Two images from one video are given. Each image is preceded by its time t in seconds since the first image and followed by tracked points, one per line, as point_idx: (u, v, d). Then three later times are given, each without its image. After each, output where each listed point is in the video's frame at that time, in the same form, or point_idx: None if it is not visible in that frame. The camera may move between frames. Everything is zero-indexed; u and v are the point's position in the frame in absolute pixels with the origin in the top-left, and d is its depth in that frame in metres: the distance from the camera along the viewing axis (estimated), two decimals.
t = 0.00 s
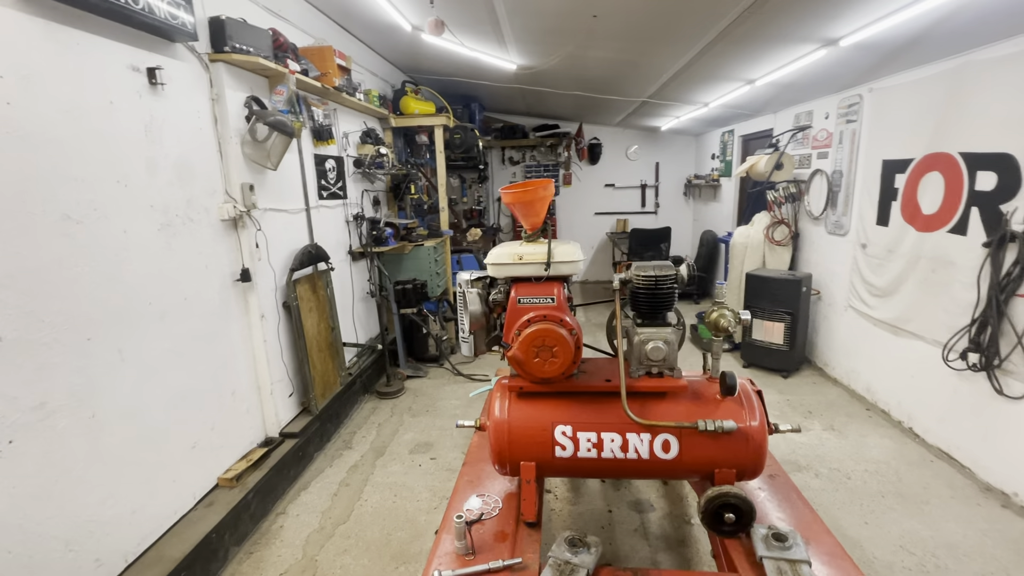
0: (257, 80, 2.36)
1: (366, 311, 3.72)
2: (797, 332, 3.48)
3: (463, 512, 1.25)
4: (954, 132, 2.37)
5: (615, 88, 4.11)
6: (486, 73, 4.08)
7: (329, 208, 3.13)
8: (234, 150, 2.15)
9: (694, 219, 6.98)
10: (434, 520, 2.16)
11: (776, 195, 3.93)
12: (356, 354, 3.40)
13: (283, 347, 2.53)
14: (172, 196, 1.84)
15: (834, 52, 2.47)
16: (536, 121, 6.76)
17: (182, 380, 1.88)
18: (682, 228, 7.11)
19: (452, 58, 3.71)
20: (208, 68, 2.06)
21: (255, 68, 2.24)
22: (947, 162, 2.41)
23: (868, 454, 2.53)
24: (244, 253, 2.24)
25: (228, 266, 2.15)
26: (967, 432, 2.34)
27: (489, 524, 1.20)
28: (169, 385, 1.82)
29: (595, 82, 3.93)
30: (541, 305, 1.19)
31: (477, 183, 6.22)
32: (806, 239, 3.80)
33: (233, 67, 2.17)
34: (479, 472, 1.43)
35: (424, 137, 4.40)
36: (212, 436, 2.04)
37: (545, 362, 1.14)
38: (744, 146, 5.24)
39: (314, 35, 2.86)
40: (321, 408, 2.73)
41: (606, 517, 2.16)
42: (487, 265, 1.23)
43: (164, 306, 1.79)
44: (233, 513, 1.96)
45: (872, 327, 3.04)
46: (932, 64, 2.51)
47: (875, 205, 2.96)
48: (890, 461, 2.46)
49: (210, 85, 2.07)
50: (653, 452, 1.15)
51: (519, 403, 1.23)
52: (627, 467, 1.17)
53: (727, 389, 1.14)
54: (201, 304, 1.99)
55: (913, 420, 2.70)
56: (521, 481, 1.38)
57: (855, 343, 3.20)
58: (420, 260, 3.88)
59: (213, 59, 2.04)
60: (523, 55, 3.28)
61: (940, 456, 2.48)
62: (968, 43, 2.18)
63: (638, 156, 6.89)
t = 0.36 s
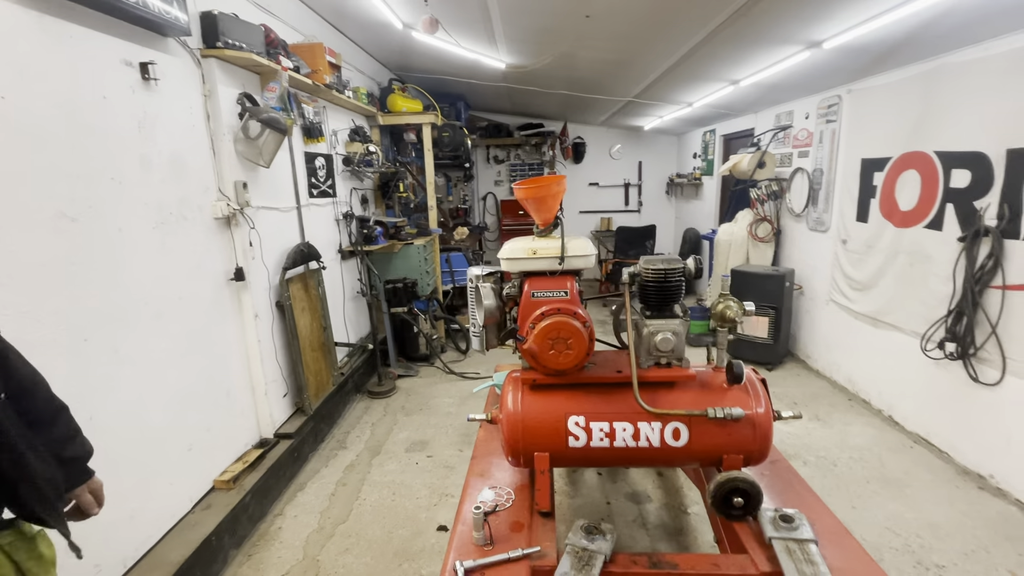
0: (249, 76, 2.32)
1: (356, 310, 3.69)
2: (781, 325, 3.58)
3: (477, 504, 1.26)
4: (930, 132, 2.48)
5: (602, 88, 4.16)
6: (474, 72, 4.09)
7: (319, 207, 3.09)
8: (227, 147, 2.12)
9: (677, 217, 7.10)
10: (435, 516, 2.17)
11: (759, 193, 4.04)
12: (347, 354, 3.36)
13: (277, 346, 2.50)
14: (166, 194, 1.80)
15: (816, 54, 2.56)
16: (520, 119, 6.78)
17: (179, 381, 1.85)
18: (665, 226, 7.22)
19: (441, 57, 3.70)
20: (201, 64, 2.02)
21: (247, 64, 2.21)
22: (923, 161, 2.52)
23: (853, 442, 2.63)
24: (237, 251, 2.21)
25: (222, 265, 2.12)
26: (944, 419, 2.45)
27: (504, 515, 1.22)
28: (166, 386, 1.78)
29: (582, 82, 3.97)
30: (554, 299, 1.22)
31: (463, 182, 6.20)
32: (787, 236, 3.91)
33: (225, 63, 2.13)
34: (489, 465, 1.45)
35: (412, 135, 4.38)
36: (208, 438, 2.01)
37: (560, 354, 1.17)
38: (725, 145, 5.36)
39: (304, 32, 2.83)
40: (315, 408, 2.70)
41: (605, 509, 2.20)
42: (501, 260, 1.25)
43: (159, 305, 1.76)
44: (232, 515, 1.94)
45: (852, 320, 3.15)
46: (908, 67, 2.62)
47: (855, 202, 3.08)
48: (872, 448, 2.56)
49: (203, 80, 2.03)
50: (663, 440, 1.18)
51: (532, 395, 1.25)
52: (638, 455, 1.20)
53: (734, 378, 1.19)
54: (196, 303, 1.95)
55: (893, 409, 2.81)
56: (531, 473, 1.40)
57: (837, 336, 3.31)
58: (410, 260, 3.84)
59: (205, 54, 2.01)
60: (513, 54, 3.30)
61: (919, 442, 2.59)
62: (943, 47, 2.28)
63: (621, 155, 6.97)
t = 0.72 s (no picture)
0: (229, 70, 2.26)
1: (339, 310, 3.63)
2: (760, 320, 3.68)
3: (477, 500, 1.26)
4: (901, 133, 2.58)
5: (583, 87, 4.19)
6: (456, 69, 4.06)
7: (300, 205, 3.03)
8: (207, 143, 2.05)
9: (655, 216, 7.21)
10: (426, 516, 2.16)
11: (737, 191, 4.10)
12: (330, 354, 3.31)
13: (260, 347, 2.44)
14: (145, 192, 1.74)
15: (794, 56, 2.64)
16: (500, 118, 6.77)
17: (160, 384, 1.79)
18: (644, 224, 7.33)
19: (424, 54, 3.67)
20: (180, 56, 1.96)
21: (228, 58, 2.15)
22: (895, 161, 2.62)
23: (831, 432, 2.72)
24: (219, 250, 2.14)
25: (203, 264, 2.05)
26: (916, 408, 2.55)
27: (505, 511, 1.22)
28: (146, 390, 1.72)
29: (565, 81, 3.99)
30: (554, 294, 1.24)
31: (444, 181, 6.16)
32: (764, 233, 4.02)
33: (205, 57, 2.07)
34: (486, 461, 1.45)
35: (394, 133, 4.33)
36: (190, 443, 1.94)
37: (561, 349, 1.17)
38: (703, 145, 5.47)
39: (284, 26, 2.77)
40: (300, 410, 2.65)
41: (595, 504, 2.22)
42: (500, 256, 1.25)
43: (139, 306, 1.70)
44: (217, 521, 1.88)
45: (828, 314, 3.26)
46: (880, 69, 2.72)
47: (830, 200, 3.18)
48: (849, 437, 2.65)
49: (182, 74, 1.97)
50: (662, 432, 1.20)
51: (531, 390, 1.26)
52: (638, 447, 1.22)
53: (730, 369, 1.21)
54: (178, 303, 1.89)
55: (867, 399, 2.92)
56: (529, 468, 1.41)
57: (813, 330, 3.42)
58: (393, 259, 3.79)
59: (184, 47, 1.94)
60: (497, 52, 3.29)
61: (892, 430, 2.69)
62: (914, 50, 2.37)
63: (601, 154, 7.04)
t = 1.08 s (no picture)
0: (190, 57, 2.11)
1: (311, 312, 3.48)
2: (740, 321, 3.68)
3: (460, 521, 1.17)
4: (880, 134, 2.59)
5: (564, 84, 4.12)
6: (433, 64, 3.94)
7: (270, 202, 2.87)
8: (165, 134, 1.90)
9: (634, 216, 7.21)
10: (404, 531, 2.04)
11: (716, 191, 4.12)
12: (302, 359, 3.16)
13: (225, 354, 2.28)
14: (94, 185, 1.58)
15: (777, 55, 2.62)
16: (478, 116, 6.67)
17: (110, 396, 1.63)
18: (623, 224, 7.33)
19: (400, 46, 3.54)
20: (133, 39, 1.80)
21: (189, 43, 2.00)
22: (874, 161, 2.63)
23: (813, 432, 2.72)
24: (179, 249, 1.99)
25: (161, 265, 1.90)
26: (896, 408, 2.57)
27: (491, 533, 1.13)
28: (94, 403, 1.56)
29: (545, 77, 3.92)
30: (545, 298, 1.15)
31: (421, 179, 6.02)
32: (743, 233, 4.04)
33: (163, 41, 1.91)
34: (470, 476, 1.36)
35: (369, 129, 4.18)
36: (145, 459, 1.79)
37: (553, 358, 1.11)
38: (681, 146, 5.48)
39: (251, 13, 2.61)
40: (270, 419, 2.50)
41: (581, 512, 2.15)
42: (486, 257, 1.16)
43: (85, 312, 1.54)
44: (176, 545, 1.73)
45: (807, 314, 3.27)
46: (860, 71, 2.74)
47: (809, 200, 3.20)
48: (831, 438, 2.65)
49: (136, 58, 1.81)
50: (659, 444, 1.14)
51: (519, 402, 1.18)
52: (634, 461, 1.15)
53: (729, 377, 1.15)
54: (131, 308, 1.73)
55: (846, 399, 2.93)
56: (516, 484, 1.32)
57: (792, 330, 3.44)
58: (367, 259, 3.64)
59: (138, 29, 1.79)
60: (476, 45, 3.19)
61: (872, 430, 2.71)
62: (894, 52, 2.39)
63: (579, 153, 7.01)
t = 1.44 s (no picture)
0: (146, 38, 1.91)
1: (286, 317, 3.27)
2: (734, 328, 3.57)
3: None
4: (884, 137, 2.49)
5: (554, 81, 3.97)
6: (418, 56, 3.76)
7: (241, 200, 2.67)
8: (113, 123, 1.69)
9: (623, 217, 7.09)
10: (381, 561, 1.87)
11: (711, 194, 4.02)
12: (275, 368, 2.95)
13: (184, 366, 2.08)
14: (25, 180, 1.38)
15: (779, 52, 2.50)
16: (466, 113, 6.49)
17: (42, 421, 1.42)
18: (612, 226, 7.21)
19: (383, 37, 3.36)
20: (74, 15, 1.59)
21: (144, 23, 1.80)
22: (877, 165, 2.53)
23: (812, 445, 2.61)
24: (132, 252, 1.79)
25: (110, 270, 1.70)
26: (899, 421, 2.47)
27: None
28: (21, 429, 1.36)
29: (535, 73, 3.75)
30: (542, 318, 1.05)
31: (405, 177, 5.83)
32: (738, 237, 3.94)
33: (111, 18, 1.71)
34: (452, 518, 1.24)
35: (351, 124, 3.97)
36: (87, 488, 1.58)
37: (550, 390, 1.00)
38: (673, 147, 5.38)
39: None
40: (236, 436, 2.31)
41: (573, 538, 1.99)
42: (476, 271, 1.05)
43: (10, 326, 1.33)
44: None
45: (805, 322, 3.17)
46: (862, 70, 2.63)
47: (807, 204, 3.09)
48: (831, 451, 2.55)
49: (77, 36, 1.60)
50: (671, 486, 1.03)
51: (512, 438, 1.05)
52: (642, 505, 1.04)
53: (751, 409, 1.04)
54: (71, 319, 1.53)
55: (846, 410, 2.83)
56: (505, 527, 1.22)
57: (789, 337, 3.34)
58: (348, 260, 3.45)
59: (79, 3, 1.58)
60: (463, 36, 3.01)
61: (873, 444, 2.60)
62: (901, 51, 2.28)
63: (569, 153, 6.87)
